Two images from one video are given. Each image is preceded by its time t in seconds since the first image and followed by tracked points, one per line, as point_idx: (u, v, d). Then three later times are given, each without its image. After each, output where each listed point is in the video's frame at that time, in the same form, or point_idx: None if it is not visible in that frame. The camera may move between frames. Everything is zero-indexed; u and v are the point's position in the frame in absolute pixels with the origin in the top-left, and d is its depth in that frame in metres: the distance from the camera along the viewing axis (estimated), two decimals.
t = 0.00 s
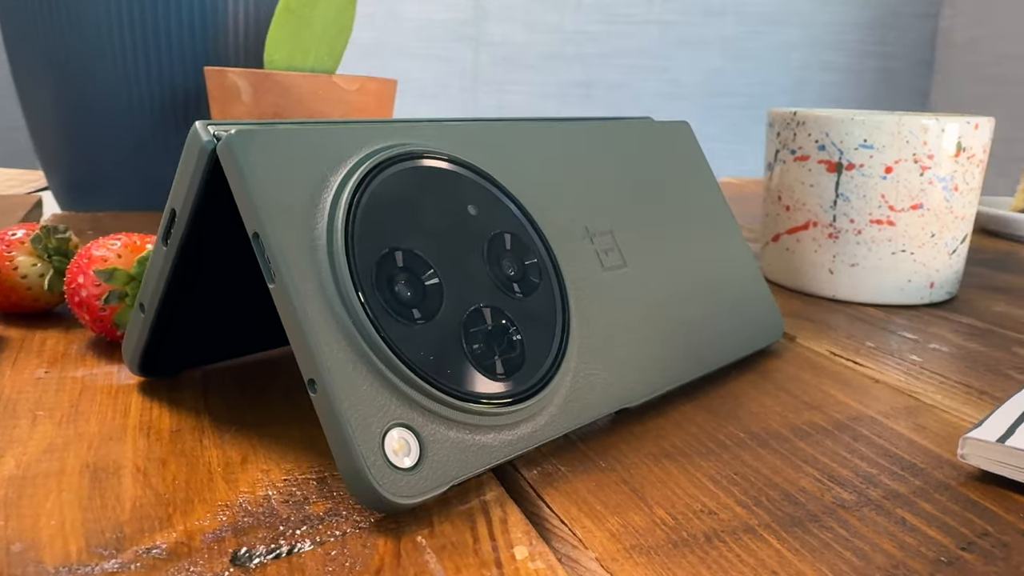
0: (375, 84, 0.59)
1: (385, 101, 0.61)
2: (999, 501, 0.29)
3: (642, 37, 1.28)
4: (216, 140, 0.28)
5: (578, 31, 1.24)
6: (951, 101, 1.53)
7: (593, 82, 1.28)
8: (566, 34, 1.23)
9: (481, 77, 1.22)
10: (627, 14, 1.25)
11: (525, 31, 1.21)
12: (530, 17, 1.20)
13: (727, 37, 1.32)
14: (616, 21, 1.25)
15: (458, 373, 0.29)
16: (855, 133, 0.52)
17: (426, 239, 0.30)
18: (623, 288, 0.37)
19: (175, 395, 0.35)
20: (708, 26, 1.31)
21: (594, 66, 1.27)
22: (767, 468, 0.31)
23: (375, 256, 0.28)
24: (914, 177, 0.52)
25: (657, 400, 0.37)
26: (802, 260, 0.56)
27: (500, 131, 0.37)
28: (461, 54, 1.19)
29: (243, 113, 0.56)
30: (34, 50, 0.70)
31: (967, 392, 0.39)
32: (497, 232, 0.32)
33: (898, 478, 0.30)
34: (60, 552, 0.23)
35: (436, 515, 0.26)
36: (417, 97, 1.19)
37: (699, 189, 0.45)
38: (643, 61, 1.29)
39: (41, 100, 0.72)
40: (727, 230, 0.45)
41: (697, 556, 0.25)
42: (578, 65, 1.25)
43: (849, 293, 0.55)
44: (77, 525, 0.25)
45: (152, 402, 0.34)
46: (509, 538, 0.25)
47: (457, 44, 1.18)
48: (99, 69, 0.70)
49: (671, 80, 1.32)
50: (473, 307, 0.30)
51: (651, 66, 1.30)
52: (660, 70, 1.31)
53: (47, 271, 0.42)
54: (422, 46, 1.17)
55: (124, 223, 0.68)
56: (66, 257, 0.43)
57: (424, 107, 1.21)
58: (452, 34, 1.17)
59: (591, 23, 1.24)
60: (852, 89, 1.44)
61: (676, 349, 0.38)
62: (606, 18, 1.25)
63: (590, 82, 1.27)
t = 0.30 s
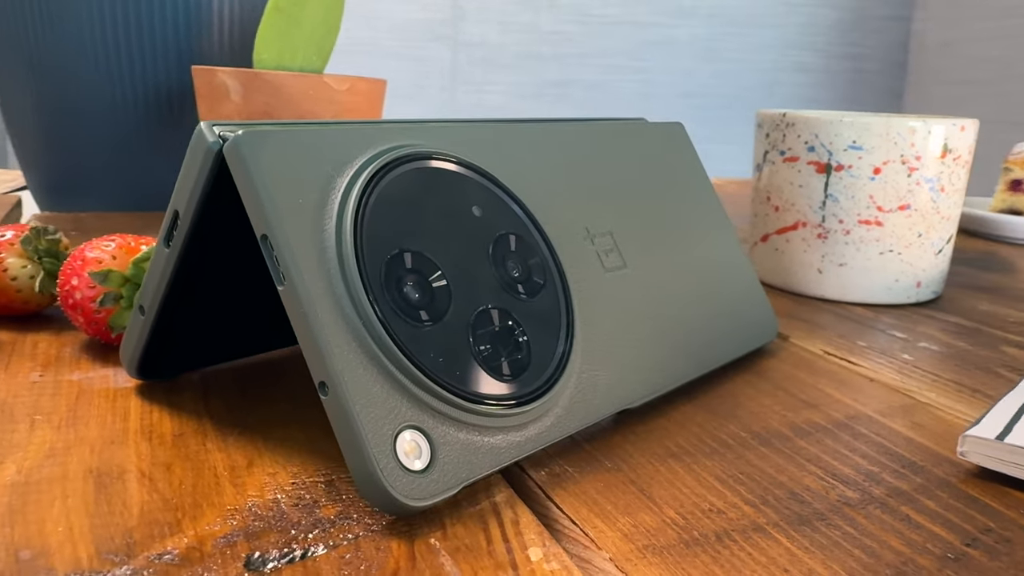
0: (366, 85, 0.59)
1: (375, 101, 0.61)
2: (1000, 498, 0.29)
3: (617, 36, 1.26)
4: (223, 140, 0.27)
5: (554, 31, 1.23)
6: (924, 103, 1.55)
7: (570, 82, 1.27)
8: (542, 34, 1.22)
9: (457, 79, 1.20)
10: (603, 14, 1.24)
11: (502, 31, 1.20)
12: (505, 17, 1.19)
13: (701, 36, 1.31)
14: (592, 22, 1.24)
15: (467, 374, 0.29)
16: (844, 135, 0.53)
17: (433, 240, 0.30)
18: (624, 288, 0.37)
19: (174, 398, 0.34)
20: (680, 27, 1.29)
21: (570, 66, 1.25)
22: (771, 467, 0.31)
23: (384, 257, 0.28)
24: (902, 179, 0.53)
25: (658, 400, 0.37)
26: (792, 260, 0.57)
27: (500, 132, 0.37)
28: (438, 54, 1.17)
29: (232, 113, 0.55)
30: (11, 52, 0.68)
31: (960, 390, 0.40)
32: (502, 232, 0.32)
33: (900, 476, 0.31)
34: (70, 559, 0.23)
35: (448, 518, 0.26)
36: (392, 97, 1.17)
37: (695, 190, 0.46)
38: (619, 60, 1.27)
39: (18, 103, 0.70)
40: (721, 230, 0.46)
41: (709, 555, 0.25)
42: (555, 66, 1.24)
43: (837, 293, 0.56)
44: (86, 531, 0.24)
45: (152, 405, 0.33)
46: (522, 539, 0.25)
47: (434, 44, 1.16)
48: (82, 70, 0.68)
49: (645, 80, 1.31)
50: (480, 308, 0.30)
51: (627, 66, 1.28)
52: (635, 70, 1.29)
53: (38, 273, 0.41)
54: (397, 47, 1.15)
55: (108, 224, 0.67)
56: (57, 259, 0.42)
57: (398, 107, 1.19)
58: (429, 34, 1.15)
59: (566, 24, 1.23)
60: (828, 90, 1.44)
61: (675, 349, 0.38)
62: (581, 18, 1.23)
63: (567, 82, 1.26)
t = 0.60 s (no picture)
0: (353, 85, 0.58)
1: (361, 102, 0.60)
2: (998, 494, 0.30)
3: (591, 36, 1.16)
4: (229, 142, 0.27)
5: (526, 31, 1.12)
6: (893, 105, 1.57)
7: (541, 83, 1.16)
8: (516, 33, 1.11)
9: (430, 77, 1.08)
10: (576, 14, 1.14)
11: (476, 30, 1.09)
12: (480, 17, 1.08)
13: (674, 37, 1.24)
14: (566, 21, 1.14)
15: (475, 377, 0.29)
16: (830, 137, 0.54)
17: (439, 243, 0.30)
18: (623, 289, 0.37)
19: (172, 403, 0.34)
20: (652, 28, 1.21)
21: (545, 67, 1.15)
22: (774, 467, 0.31)
23: (392, 260, 0.28)
24: (886, 180, 0.54)
25: (658, 400, 0.37)
26: (778, 260, 0.58)
27: (500, 133, 0.37)
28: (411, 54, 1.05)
29: (218, 113, 0.54)
30: None
31: (949, 388, 0.40)
32: (505, 235, 0.33)
33: (900, 474, 0.31)
34: (81, 569, 0.23)
35: (460, 521, 0.26)
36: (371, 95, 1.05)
37: (687, 191, 0.46)
38: (593, 60, 1.18)
39: None
40: (713, 231, 0.46)
41: (722, 556, 0.25)
42: (531, 65, 1.13)
43: (823, 293, 0.56)
44: (95, 540, 0.24)
45: (151, 411, 0.33)
46: (536, 541, 0.26)
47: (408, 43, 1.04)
48: (60, 73, 0.67)
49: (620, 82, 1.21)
50: (486, 310, 0.30)
51: (601, 66, 1.19)
52: (609, 70, 1.20)
53: (25, 277, 0.41)
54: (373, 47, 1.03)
55: (86, 225, 0.66)
56: (43, 261, 0.42)
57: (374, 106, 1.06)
58: (403, 33, 1.03)
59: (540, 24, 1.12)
60: (801, 92, 1.42)
61: (673, 349, 0.38)
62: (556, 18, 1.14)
63: (539, 82, 1.16)
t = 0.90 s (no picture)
0: (344, 85, 0.58)
1: (351, 102, 0.60)
2: (994, 488, 0.31)
3: (569, 36, 1.16)
4: (237, 142, 0.27)
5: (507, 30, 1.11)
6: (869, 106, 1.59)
7: (520, 82, 1.15)
8: (494, 33, 1.10)
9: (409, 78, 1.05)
10: (555, 14, 1.13)
11: (453, 28, 1.07)
12: (457, 15, 1.06)
13: (652, 38, 1.24)
14: (545, 22, 1.13)
15: (482, 377, 0.29)
16: (818, 137, 0.54)
17: (445, 243, 0.30)
18: (622, 288, 0.38)
19: (172, 404, 0.33)
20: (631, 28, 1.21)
21: (523, 66, 1.14)
22: (775, 464, 0.32)
23: (400, 260, 0.28)
24: (873, 180, 0.54)
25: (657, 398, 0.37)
26: (767, 259, 0.58)
27: (500, 133, 0.37)
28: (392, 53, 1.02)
29: (208, 112, 0.54)
30: None
31: (940, 385, 0.41)
32: (509, 235, 0.33)
33: (898, 469, 0.32)
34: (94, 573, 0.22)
35: (470, 521, 0.27)
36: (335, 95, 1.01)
37: (681, 191, 0.46)
38: (573, 60, 1.17)
39: None
40: (706, 231, 0.47)
41: (730, 552, 0.26)
42: (508, 64, 1.12)
43: (811, 291, 0.57)
44: (106, 543, 0.24)
45: (152, 413, 0.33)
46: (547, 539, 0.26)
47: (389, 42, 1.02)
48: (43, 70, 0.66)
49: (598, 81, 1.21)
50: (491, 310, 0.30)
51: (580, 66, 1.18)
52: (589, 70, 1.19)
53: (17, 278, 0.40)
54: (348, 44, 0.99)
55: (70, 224, 0.65)
56: (35, 262, 0.41)
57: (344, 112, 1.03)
58: (381, 32, 1.00)
59: (519, 23, 1.11)
60: (777, 92, 1.43)
61: (671, 347, 0.39)
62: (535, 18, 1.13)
63: (517, 82, 1.15)
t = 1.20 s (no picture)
0: (333, 85, 0.58)
1: (340, 102, 0.60)
2: (991, 481, 0.31)
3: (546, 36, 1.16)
4: (249, 143, 0.27)
5: (483, 29, 1.11)
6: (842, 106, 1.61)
7: (496, 82, 1.15)
8: (470, 32, 1.09)
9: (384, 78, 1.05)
10: (531, 14, 1.14)
11: (430, 28, 1.06)
12: (433, 15, 1.06)
13: (629, 39, 1.24)
14: (521, 21, 1.13)
15: (494, 376, 0.29)
16: (805, 138, 0.55)
17: (454, 244, 0.30)
18: (622, 287, 0.38)
19: (176, 407, 0.33)
20: (607, 28, 1.22)
21: (499, 65, 1.14)
22: (778, 460, 0.32)
23: (412, 261, 0.28)
24: (859, 180, 0.55)
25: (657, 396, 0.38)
26: (754, 258, 0.59)
27: (502, 134, 0.37)
28: (368, 52, 1.02)
29: (196, 112, 0.54)
30: None
31: (929, 380, 0.42)
32: (515, 235, 0.33)
33: (897, 464, 0.33)
34: None
35: (485, 520, 0.27)
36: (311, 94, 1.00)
37: (675, 191, 0.47)
38: (549, 60, 1.18)
39: None
40: (700, 231, 0.47)
41: (743, 547, 0.26)
42: (483, 64, 1.12)
43: (798, 290, 0.58)
44: (123, 547, 0.24)
45: (156, 416, 0.32)
46: (563, 537, 0.26)
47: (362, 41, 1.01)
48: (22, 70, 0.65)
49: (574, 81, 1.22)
50: (500, 309, 0.31)
51: (557, 66, 1.19)
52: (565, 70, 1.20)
53: (9, 280, 0.40)
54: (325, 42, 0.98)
55: (50, 225, 0.64)
56: (28, 263, 0.40)
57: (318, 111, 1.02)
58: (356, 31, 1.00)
59: (495, 23, 1.11)
60: (752, 93, 1.45)
61: (670, 346, 0.39)
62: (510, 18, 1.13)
63: (493, 81, 1.15)
